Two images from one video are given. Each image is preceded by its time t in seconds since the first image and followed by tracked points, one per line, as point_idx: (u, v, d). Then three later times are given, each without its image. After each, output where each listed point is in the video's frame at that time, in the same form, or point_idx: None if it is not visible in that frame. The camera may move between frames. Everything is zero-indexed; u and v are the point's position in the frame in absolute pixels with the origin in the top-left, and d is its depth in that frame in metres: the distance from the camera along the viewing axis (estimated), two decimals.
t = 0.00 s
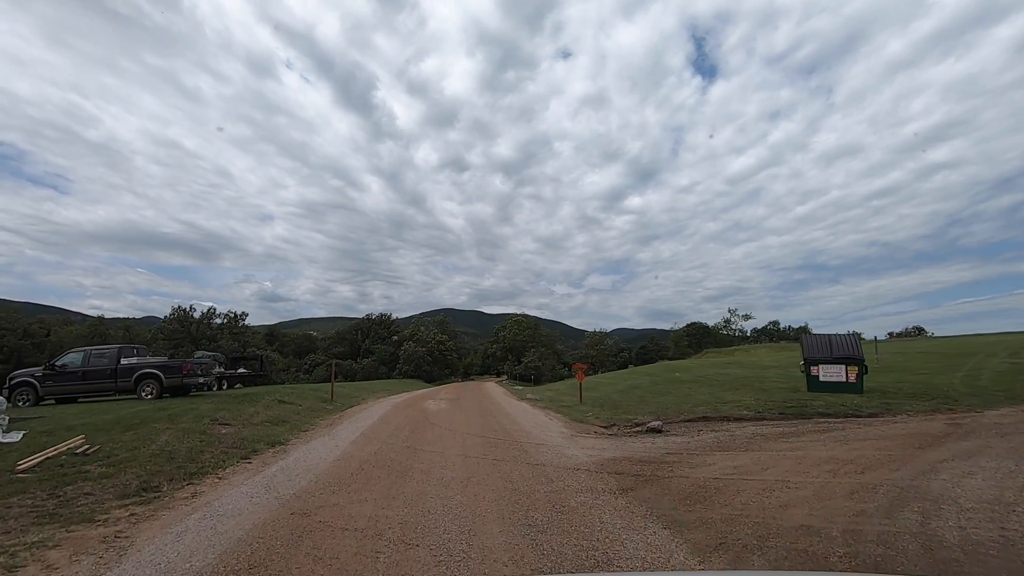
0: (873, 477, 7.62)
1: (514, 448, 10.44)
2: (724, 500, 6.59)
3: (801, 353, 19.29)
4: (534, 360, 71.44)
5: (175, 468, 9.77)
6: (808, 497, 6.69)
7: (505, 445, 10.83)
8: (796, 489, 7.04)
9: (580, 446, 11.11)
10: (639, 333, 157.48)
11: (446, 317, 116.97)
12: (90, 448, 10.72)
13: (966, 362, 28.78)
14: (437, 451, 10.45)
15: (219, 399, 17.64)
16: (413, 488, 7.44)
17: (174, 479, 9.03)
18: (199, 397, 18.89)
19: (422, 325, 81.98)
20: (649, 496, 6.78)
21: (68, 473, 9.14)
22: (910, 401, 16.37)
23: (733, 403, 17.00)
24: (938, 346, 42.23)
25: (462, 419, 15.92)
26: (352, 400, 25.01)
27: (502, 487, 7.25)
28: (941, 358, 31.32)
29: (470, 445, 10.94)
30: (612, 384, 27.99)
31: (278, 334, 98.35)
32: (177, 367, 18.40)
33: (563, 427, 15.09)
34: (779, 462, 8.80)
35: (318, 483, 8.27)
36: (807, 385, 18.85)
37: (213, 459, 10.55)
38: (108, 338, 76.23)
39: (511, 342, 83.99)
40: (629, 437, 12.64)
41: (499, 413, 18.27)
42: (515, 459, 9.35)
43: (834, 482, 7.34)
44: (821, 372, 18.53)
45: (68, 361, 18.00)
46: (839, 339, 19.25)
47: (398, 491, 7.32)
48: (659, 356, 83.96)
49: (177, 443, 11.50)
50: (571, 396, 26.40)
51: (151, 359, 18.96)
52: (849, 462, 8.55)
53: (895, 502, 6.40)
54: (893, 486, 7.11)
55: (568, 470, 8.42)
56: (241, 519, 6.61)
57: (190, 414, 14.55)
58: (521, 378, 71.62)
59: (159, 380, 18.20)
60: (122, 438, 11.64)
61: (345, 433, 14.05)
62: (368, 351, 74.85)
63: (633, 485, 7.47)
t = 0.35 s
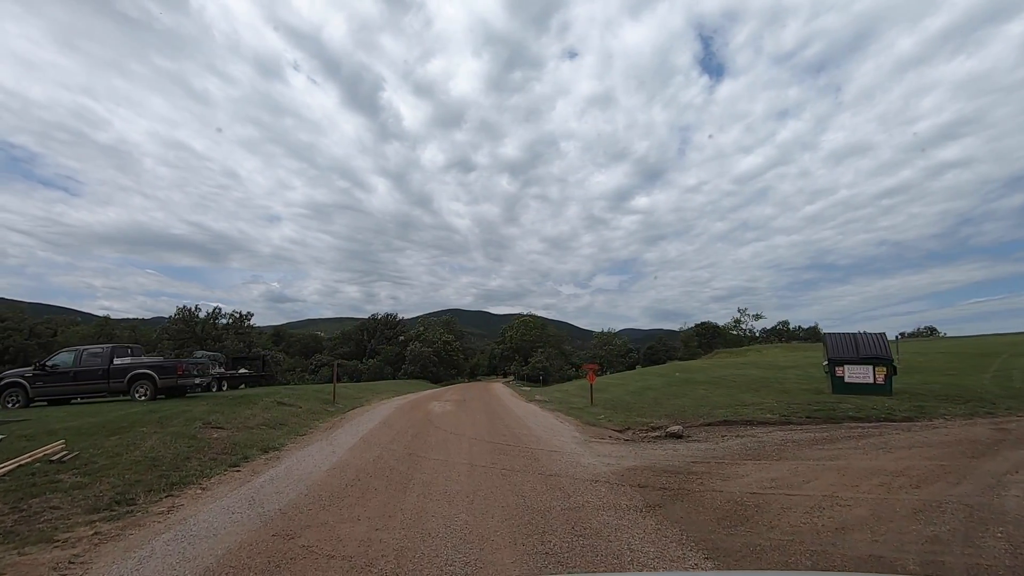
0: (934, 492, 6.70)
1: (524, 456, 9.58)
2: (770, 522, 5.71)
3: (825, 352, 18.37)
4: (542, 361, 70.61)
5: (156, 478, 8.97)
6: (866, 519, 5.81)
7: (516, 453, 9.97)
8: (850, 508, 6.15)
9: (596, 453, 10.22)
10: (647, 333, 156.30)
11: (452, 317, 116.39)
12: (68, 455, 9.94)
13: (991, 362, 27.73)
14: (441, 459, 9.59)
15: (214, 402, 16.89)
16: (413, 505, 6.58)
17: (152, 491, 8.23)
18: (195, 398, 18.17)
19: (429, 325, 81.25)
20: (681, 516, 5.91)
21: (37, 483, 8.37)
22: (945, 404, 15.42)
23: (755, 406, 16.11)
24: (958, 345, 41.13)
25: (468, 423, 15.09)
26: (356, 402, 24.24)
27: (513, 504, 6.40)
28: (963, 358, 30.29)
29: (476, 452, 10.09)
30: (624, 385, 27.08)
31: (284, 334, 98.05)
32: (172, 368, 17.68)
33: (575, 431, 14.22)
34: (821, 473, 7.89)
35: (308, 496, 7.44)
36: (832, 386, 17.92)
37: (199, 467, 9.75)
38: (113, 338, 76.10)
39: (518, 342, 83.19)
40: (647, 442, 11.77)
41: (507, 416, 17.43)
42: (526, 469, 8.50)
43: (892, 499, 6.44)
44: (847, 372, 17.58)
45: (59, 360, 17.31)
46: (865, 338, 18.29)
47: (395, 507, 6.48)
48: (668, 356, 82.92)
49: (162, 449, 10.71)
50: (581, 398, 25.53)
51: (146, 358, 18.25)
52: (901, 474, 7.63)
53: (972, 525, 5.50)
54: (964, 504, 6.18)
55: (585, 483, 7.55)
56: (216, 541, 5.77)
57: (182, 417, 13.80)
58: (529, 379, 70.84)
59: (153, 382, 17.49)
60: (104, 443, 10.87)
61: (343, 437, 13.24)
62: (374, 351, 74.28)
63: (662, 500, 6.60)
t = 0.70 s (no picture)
0: (1016, 514, 5.75)
1: (536, 467, 8.70)
2: (834, 554, 4.79)
3: (852, 352, 17.35)
4: (550, 361, 69.68)
5: (130, 492, 8.14)
6: (948, 551, 4.87)
7: (527, 462, 9.07)
8: (923, 535, 5.22)
9: (614, 462, 9.31)
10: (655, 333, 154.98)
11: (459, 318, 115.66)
12: (39, 463, 9.14)
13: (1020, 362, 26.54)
14: (444, 470, 8.71)
15: (208, 405, 16.11)
16: (411, 528, 5.70)
17: (122, 507, 7.39)
18: (190, 401, 17.39)
19: (435, 325, 80.50)
20: (726, 544, 5.00)
21: None
22: (985, 407, 14.37)
23: (780, 409, 15.14)
24: (980, 344, 39.84)
25: (475, 427, 14.19)
26: (359, 404, 23.46)
27: (526, 528, 5.50)
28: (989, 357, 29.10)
29: (483, 462, 9.19)
30: (635, 387, 26.12)
31: (290, 335, 97.68)
32: (165, 369, 16.90)
33: (589, 437, 13.32)
34: (874, 489, 6.95)
35: (294, 514, 6.55)
36: (860, 388, 16.91)
37: (180, 478, 8.91)
38: (119, 339, 75.90)
39: (525, 343, 82.29)
40: (669, 450, 10.86)
41: (515, 419, 16.54)
42: (539, 483, 7.61)
43: (970, 524, 5.49)
44: (876, 374, 16.56)
45: (48, 361, 16.57)
46: (894, 337, 17.27)
47: (390, 531, 5.59)
48: (678, 357, 81.76)
49: (143, 457, 9.88)
50: (592, 400, 24.60)
51: (138, 359, 17.49)
52: (969, 490, 6.67)
53: None
54: None
55: (607, 501, 6.64)
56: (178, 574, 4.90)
57: (171, 421, 13.01)
58: (536, 380, 69.90)
59: (145, 384, 16.72)
60: (82, 450, 10.06)
61: (341, 443, 12.36)
62: (380, 352, 73.64)
63: (698, 523, 5.70)
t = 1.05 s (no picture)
0: None
1: (550, 480, 7.79)
2: None
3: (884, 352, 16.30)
4: (558, 362, 68.76)
5: (98, 506, 7.27)
6: None
7: (542, 475, 8.13)
8: None
9: (638, 474, 8.36)
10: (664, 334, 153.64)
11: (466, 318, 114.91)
12: (4, 472, 8.29)
13: None
14: (449, 483, 7.79)
15: (202, 407, 15.29)
16: (408, 559, 4.78)
17: (84, 525, 6.52)
18: (184, 402, 16.59)
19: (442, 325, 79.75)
20: None
21: None
22: None
23: (810, 414, 14.13)
24: (1004, 343, 38.60)
25: (483, 431, 13.29)
26: (362, 405, 22.63)
27: (547, 561, 4.58)
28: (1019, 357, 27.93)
29: (492, 474, 8.29)
30: (650, 388, 25.14)
31: (296, 335, 97.25)
32: (157, 369, 16.08)
33: (606, 443, 12.40)
34: (947, 509, 5.98)
35: (274, 538, 5.66)
36: (893, 390, 15.85)
37: (156, 490, 8.05)
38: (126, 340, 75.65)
39: (533, 343, 81.38)
40: (696, 458, 9.90)
41: (526, 423, 15.61)
42: (555, 501, 6.70)
43: None
44: (912, 375, 15.50)
45: (36, 361, 15.80)
46: (930, 336, 16.20)
47: (382, 563, 4.70)
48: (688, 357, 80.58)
49: (120, 465, 9.04)
50: (604, 402, 23.64)
51: (130, 358, 16.68)
52: None
53: None
54: None
55: (638, 525, 5.71)
56: None
57: (158, 425, 12.17)
58: (544, 380, 69.01)
59: (137, 385, 15.91)
60: (54, 457, 9.21)
61: (339, 449, 11.51)
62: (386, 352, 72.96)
63: (751, 555, 4.76)
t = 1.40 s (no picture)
0: None
1: (568, 499, 6.82)
2: None
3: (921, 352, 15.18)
4: (566, 362, 67.79)
5: (51, 526, 6.35)
6: None
7: (558, 491, 7.14)
8: None
9: (667, 490, 7.37)
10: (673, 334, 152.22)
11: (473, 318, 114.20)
12: None
13: None
14: (453, 501, 6.84)
15: (193, 409, 14.42)
16: None
17: (28, 551, 5.61)
18: (176, 404, 15.73)
19: (449, 325, 78.85)
20: None
21: None
22: None
23: (844, 419, 13.07)
24: None
25: (492, 437, 12.31)
26: (365, 407, 21.71)
27: None
28: None
29: (501, 489, 7.32)
30: (665, 390, 24.06)
31: (302, 335, 96.91)
32: (147, 369, 15.23)
33: (624, 450, 11.41)
34: None
35: (241, 572, 4.73)
36: (931, 393, 14.73)
37: (123, 506, 7.14)
38: (132, 339, 75.46)
39: (541, 343, 80.40)
40: (728, 470, 8.89)
41: (537, 427, 14.67)
42: (576, 526, 5.73)
43: None
44: (952, 377, 14.37)
45: (20, 360, 15.00)
46: (971, 335, 15.08)
47: None
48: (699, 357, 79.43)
49: (89, 476, 8.14)
50: (617, 404, 22.65)
51: (120, 357, 15.84)
52: None
53: None
54: None
55: (678, 560, 4.73)
56: None
57: (141, 429, 11.29)
58: (553, 381, 68.05)
59: (125, 386, 15.06)
60: (18, 466, 8.32)
61: (335, 456, 10.57)
62: (392, 352, 72.25)
63: None
